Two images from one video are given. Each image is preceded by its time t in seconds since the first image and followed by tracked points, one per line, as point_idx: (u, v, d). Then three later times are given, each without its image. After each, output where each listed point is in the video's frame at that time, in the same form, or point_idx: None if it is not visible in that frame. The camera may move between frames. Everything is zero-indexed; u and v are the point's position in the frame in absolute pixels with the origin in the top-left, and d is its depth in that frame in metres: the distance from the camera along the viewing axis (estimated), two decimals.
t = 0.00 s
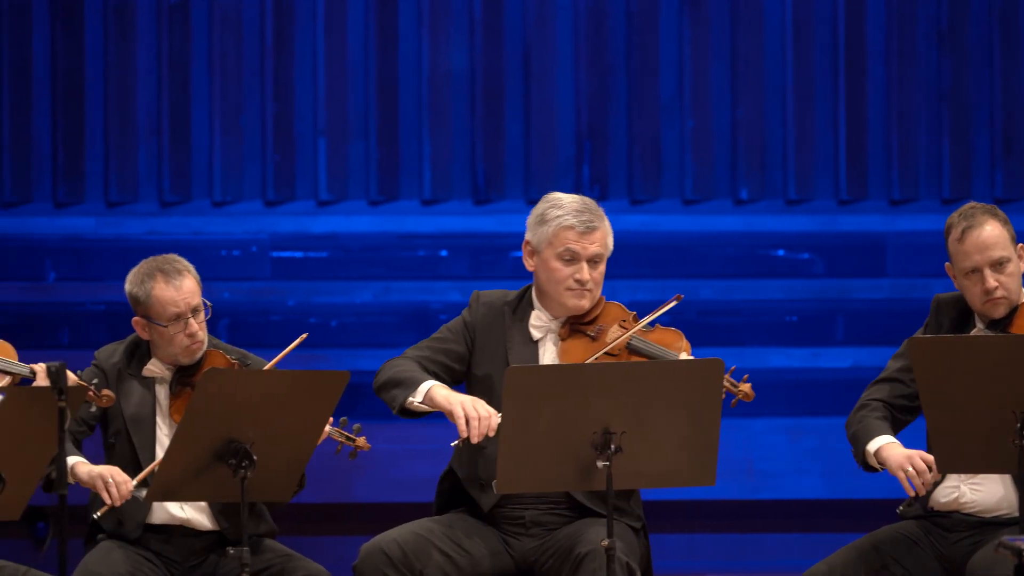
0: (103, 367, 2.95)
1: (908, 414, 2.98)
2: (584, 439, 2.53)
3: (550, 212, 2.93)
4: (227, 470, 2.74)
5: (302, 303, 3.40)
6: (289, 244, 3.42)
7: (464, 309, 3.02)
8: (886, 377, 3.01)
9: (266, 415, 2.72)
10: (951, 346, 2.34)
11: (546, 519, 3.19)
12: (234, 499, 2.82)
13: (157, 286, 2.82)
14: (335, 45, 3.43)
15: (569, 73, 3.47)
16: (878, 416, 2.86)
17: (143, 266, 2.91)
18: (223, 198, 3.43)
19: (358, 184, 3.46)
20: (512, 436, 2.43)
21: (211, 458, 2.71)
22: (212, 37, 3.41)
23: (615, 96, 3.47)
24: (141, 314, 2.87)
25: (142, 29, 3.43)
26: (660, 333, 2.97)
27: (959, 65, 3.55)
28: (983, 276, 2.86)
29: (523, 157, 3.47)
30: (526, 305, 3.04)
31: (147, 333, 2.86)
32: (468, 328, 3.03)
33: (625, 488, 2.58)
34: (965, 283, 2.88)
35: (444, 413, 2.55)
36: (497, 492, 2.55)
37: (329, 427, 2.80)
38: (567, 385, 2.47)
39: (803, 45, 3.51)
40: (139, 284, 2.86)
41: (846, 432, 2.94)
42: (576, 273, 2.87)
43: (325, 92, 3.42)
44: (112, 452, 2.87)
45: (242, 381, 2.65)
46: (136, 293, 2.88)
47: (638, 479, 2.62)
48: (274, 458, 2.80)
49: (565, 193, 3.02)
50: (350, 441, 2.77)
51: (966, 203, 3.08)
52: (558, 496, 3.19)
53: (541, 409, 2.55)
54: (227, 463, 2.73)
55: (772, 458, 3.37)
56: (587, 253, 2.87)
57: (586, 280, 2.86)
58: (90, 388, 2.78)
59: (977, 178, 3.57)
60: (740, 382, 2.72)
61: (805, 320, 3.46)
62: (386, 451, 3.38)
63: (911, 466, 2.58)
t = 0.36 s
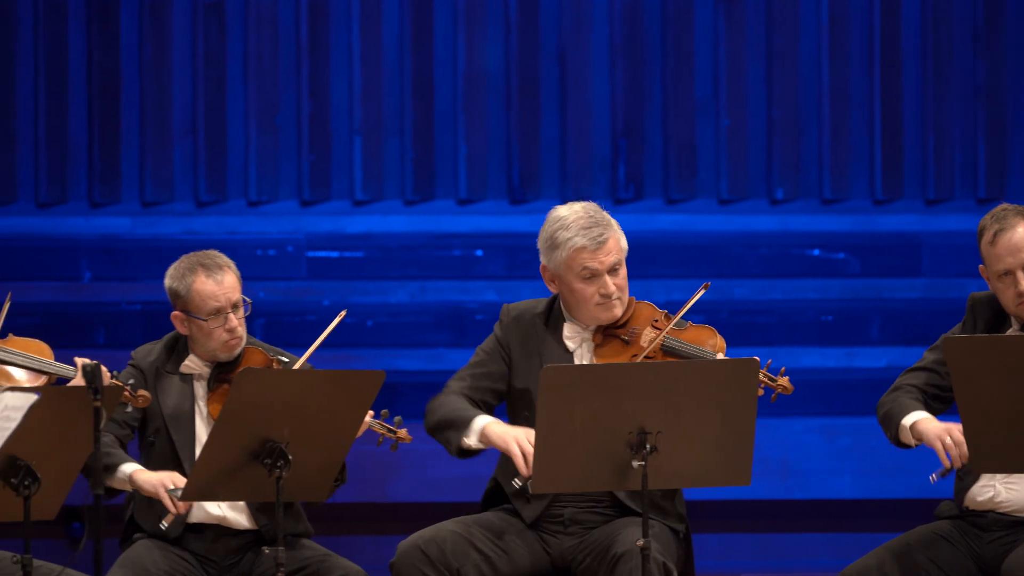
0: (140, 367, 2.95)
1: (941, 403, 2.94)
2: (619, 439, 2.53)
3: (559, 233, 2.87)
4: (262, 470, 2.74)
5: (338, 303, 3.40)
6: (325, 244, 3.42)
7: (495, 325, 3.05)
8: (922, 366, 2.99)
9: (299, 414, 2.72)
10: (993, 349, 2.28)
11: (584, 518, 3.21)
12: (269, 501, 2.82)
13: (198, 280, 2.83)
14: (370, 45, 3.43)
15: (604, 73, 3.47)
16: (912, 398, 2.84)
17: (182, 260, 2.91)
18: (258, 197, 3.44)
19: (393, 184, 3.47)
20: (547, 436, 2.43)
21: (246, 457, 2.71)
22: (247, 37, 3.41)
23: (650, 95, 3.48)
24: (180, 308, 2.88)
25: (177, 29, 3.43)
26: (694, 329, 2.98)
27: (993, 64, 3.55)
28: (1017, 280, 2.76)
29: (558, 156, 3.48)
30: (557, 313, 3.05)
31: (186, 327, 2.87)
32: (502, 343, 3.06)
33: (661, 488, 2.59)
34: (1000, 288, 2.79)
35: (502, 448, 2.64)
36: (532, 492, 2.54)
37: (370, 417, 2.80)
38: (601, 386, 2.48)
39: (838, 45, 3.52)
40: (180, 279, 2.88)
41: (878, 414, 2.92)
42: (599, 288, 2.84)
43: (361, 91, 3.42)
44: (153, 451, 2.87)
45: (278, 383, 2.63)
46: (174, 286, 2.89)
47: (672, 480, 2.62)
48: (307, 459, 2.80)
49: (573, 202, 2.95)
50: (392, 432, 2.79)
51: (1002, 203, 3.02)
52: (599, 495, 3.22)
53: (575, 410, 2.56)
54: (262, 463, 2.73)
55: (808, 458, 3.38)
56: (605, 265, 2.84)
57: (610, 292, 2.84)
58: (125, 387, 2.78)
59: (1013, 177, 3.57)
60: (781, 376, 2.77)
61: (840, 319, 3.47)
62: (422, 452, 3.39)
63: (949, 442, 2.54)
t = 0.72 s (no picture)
0: (175, 368, 2.97)
1: (959, 385, 2.87)
2: (651, 439, 2.54)
3: (591, 219, 2.89)
4: (293, 469, 2.74)
5: (369, 302, 3.41)
6: (356, 243, 3.43)
7: (522, 325, 3.05)
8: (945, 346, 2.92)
9: (331, 414, 2.72)
10: None
11: (612, 517, 3.20)
12: (300, 500, 2.82)
13: (239, 274, 2.86)
14: (402, 44, 3.43)
15: (636, 71, 3.47)
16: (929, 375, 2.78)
17: (223, 255, 2.95)
18: (290, 197, 3.43)
19: (424, 183, 3.47)
20: (581, 435, 2.43)
21: (278, 456, 2.71)
22: (279, 37, 3.41)
23: (682, 95, 3.48)
24: (218, 302, 2.91)
25: (209, 27, 3.43)
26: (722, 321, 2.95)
27: None
28: None
29: (590, 155, 3.48)
30: (585, 308, 3.06)
31: (223, 321, 2.90)
32: (529, 341, 3.06)
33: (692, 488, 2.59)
34: None
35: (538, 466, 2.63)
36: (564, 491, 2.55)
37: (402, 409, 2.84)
38: (634, 385, 2.49)
39: (869, 45, 3.52)
40: (221, 273, 2.92)
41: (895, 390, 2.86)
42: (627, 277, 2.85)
43: (392, 91, 3.42)
44: (190, 452, 2.89)
45: (308, 384, 2.63)
46: (214, 280, 2.93)
47: (702, 479, 2.63)
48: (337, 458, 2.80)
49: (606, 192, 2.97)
50: (429, 426, 2.80)
51: None
52: (627, 494, 3.21)
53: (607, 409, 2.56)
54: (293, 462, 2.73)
55: (838, 456, 3.40)
56: (634, 253, 2.84)
57: (638, 281, 2.83)
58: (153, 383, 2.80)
59: None
60: (805, 363, 2.75)
61: (871, 319, 3.48)
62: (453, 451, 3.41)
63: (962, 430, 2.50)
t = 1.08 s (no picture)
0: (200, 369, 2.97)
1: (985, 389, 2.86)
2: (675, 440, 2.54)
3: (602, 224, 2.79)
4: (317, 469, 2.74)
5: (392, 301, 3.41)
6: (379, 243, 3.43)
7: (541, 330, 2.99)
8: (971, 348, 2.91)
9: (353, 414, 2.72)
10: None
11: (634, 517, 3.19)
12: (323, 499, 2.82)
13: (253, 275, 2.85)
14: (425, 44, 3.43)
15: (659, 71, 3.48)
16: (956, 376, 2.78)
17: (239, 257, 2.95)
18: (314, 197, 3.44)
19: (448, 183, 3.47)
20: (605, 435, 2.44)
21: (302, 457, 2.71)
22: (302, 36, 3.41)
23: (705, 95, 3.48)
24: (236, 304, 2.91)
25: (233, 27, 3.43)
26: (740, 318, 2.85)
27: None
28: None
29: (613, 154, 3.48)
30: (603, 310, 2.98)
31: (242, 323, 2.89)
32: (549, 347, 2.99)
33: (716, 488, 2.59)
34: None
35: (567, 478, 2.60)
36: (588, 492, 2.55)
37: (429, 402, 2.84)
38: (657, 386, 2.49)
39: (893, 45, 3.52)
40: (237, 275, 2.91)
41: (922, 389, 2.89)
42: (642, 281, 2.74)
43: (416, 90, 3.42)
44: (216, 452, 2.89)
45: (331, 385, 2.63)
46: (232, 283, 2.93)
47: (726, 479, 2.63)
48: (360, 458, 2.81)
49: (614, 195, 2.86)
50: (457, 415, 2.80)
51: None
52: (648, 493, 3.19)
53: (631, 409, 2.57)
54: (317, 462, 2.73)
55: (860, 456, 3.42)
56: (648, 257, 2.73)
57: (653, 285, 2.73)
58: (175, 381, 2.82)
59: None
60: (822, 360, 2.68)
61: (894, 319, 3.48)
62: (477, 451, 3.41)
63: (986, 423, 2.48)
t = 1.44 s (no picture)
0: (226, 366, 2.97)
1: (1012, 403, 2.79)
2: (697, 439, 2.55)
3: (618, 225, 2.76)
4: (338, 469, 2.74)
5: (413, 300, 3.41)
6: (400, 242, 3.43)
7: (559, 329, 2.94)
8: (994, 362, 2.84)
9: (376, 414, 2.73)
10: None
11: (655, 516, 3.17)
12: (343, 499, 2.82)
13: (283, 271, 2.85)
14: (447, 45, 3.43)
15: (681, 71, 3.48)
16: (983, 396, 2.73)
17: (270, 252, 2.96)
18: (335, 196, 3.44)
19: (470, 182, 3.47)
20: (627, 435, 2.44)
21: (323, 456, 2.71)
22: (324, 36, 3.42)
23: (727, 95, 3.49)
24: (265, 299, 2.91)
25: (254, 27, 3.43)
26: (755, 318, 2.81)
27: None
28: None
29: (634, 154, 3.48)
30: (622, 310, 2.93)
31: (268, 319, 2.89)
32: (568, 345, 2.94)
33: (737, 487, 2.60)
34: None
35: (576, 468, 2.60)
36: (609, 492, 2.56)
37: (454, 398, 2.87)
38: (679, 385, 2.50)
39: (914, 45, 3.53)
40: (267, 271, 2.90)
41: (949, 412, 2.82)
42: (658, 280, 2.71)
43: (437, 91, 3.42)
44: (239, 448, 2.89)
45: (353, 385, 2.64)
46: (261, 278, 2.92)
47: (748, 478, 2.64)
48: (380, 458, 2.80)
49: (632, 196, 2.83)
50: (481, 415, 2.85)
51: None
52: (669, 492, 3.18)
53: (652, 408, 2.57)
54: (338, 462, 2.73)
55: (882, 456, 3.42)
56: (664, 256, 2.70)
57: (670, 284, 2.70)
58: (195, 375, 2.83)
59: None
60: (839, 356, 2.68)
61: (915, 318, 3.49)
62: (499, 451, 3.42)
63: None
